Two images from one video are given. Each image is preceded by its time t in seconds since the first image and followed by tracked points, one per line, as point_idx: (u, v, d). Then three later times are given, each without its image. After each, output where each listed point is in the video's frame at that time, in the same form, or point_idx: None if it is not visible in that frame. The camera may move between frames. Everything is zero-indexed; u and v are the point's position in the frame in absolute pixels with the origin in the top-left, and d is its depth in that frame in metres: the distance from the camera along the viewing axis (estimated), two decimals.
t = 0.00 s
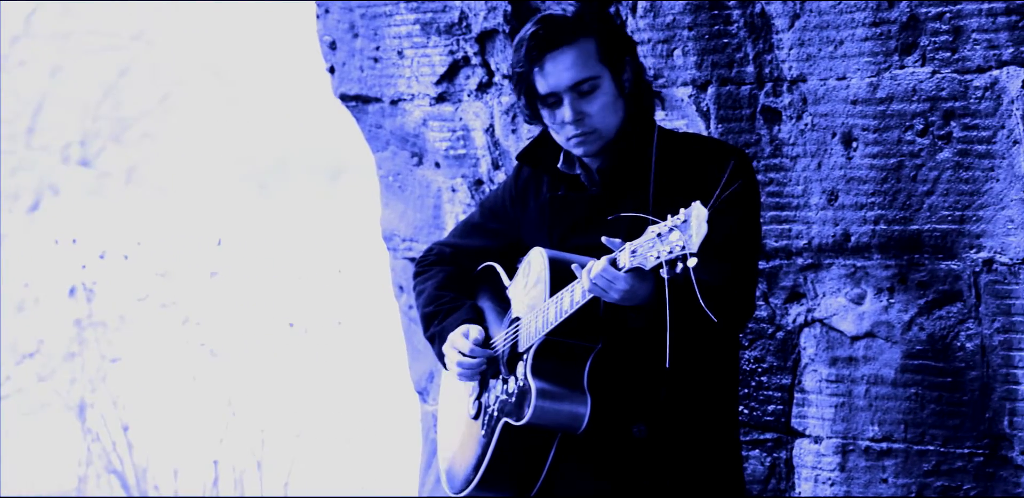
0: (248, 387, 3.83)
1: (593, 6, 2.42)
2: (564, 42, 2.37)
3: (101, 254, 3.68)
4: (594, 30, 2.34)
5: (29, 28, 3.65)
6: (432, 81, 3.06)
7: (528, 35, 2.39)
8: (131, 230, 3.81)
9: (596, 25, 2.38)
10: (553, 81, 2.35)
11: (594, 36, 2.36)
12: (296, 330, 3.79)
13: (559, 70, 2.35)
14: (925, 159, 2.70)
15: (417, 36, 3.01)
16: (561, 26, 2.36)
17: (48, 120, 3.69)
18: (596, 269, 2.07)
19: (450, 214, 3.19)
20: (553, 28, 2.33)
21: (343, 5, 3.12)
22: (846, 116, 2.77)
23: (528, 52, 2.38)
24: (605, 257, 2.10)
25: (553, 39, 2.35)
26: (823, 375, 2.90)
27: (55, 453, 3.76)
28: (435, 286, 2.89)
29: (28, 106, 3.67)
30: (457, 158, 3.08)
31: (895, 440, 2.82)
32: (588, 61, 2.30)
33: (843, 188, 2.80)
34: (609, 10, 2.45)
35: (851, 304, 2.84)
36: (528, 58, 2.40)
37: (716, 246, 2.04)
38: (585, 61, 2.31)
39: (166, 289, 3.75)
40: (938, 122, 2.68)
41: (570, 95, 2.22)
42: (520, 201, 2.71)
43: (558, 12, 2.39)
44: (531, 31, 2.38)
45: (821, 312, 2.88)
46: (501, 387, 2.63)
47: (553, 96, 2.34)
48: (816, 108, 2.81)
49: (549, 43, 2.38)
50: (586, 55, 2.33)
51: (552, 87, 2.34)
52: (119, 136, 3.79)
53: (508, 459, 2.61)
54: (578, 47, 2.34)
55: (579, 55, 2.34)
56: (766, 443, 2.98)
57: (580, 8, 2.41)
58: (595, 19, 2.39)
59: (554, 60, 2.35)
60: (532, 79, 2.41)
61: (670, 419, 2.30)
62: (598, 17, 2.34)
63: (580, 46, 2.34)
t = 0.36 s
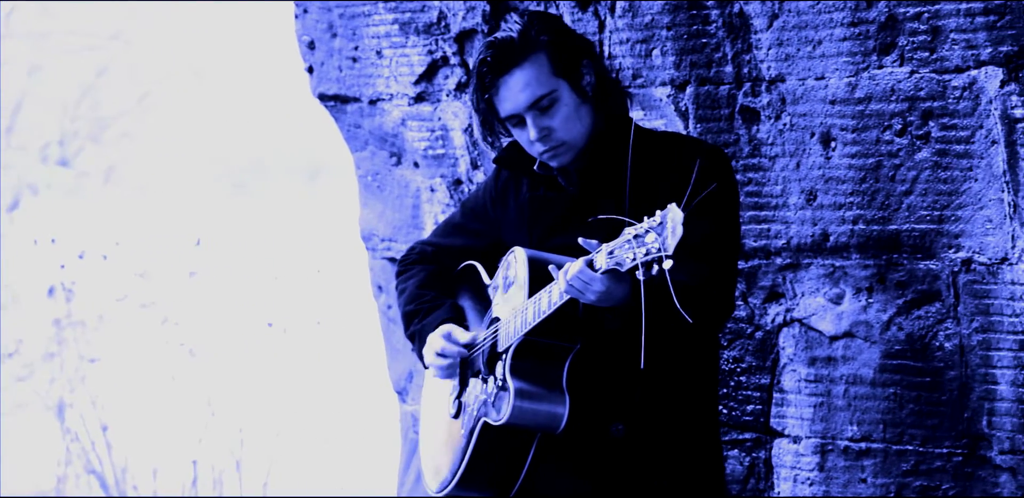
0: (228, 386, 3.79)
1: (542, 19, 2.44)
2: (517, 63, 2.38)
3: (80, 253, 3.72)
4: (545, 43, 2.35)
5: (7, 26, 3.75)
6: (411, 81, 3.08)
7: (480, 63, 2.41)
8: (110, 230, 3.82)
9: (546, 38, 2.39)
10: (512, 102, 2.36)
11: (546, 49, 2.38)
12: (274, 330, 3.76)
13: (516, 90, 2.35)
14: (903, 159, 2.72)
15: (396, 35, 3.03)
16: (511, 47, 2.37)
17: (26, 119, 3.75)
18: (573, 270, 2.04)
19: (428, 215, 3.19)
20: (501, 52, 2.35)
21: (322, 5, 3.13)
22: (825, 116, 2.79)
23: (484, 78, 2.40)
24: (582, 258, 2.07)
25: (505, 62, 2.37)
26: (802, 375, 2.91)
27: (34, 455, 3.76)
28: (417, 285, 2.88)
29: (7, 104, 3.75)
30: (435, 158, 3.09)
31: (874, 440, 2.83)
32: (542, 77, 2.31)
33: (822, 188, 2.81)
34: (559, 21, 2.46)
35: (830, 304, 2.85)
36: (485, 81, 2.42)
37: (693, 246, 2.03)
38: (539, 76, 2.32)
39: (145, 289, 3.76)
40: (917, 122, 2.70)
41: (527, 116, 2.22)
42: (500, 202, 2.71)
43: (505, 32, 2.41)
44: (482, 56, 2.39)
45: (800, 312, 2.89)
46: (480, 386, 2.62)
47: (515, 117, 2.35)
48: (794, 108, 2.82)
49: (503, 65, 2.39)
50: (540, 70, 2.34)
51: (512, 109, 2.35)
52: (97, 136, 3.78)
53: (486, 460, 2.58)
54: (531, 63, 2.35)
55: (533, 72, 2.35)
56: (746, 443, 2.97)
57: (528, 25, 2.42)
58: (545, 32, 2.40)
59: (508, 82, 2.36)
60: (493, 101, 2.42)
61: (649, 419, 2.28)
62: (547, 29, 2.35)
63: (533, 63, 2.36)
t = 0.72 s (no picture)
0: (199, 388, 3.82)
1: (507, 24, 2.42)
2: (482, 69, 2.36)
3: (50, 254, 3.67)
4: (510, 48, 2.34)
5: None
6: (381, 81, 3.09)
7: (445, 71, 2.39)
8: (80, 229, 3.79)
9: (511, 42, 2.37)
10: (479, 109, 2.34)
11: (511, 54, 2.37)
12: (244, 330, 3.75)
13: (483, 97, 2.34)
14: (873, 159, 2.74)
15: (366, 35, 3.05)
16: (476, 53, 2.36)
17: None
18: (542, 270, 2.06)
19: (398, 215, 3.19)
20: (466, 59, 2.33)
21: (291, 5, 3.14)
22: (795, 116, 2.80)
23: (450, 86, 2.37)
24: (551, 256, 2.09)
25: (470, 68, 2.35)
26: (771, 375, 2.92)
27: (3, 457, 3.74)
28: (389, 287, 2.83)
29: None
30: (405, 157, 3.09)
31: (843, 439, 2.84)
32: (508, 82, 2.30)
33: (791, 188, 2.82)
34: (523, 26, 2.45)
35: (799, 304, 2.86)
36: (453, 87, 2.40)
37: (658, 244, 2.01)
38: (505, 81, 2.30)
39: (114, 289, 3.74)
40: (886, 122, 2.72)
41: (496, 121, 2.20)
42: (471, 203, 2.68)
43: (470, 39, 2.39)
44: (448, 63, 2.37)
45: (769, 312, 2.90)
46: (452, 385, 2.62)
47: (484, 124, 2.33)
48: (764, 108, 2.83)
49: (469, 72, 2.38)
50: (507, 75, 2.32)
51: (480, 116, 2.33)
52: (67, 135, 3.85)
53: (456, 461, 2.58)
54: (497, 69, 2.33)
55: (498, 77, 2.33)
56: (715, 443, 2.98)
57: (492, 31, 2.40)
58: (510, 36, 2.39)
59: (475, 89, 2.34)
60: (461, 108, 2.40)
61: (622, 419, 2.26)
62: (511, 34, 2.34)
63: (498, 69, 2.34)
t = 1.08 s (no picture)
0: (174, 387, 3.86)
1: (485, 23, 2.43)
2: (460, 68, 2.37)
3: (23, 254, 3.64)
4: (488, 47, 2.35)
5: None
6: (356, 80, 3.09)
7: (423, 70, 2.39)
8: (54, 230, 3.75)
9: (490, 42, 2.38)
10: (457, 108, 2.35)
11: (489, 53, 2.37)
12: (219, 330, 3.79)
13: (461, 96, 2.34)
14: (848, 159, 2.75)
15: (340, 35, 3.04)
16: (454, 52, 2.36)
17: None
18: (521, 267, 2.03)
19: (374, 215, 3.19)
20: (444, 58, 2.33)
21: (266, 5, 3.14)
22: (769, 116, 2.81)
23: (428, 84, 2.38)
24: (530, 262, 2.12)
25: (448, 67, 2.35)
26: (747, 375, 2.92)
27: None
28: (363, 284, 2.80)
29: None
30: (381, 158, 3.09)
31: (818, 439, 2.85)
32: (486, 81, 2.30)
33: (767, 187, 2.83)
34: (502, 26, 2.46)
35: (774, 304, 2.87)
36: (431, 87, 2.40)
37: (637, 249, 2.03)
38: (484, 80, 2.30)
39: (90, 289, 3.75)
40: (861, 121, 2.73)
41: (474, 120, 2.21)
42: (449, 202, 2.66)
43: (448, 38, 2.40)
44: (426, 62, 2.37)
45: (744, 312, 2.91)
46: (429, 385, 2.60)
47: (462, 122, 2.33)
48: (739, 108, 2.83)
49: (447, 71, 2.38)
50: (485, 74, 2.33)
51: (458, 114, 2.34)
52: (42, 135, 3.84)
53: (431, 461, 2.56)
54: (475, 68, 2.34)
55: (476, 76, 2.34)
56: (690, 443, 2.98)
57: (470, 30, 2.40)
58: (487, 36, 2.39)
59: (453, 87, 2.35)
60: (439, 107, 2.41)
61: (598, 419, 2.26)
62: (490, 33, 2.34)
63: (476, 67, 2.35)
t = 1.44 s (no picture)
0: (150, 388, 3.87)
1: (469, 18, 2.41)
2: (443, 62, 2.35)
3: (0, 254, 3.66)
4: (472, 42, 2.33)
5: None
6: (332, 80, 3.08)
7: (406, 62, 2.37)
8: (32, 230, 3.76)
9: (473, 38, 2.36)
10: (438, 102, 2.33)
11: (472, 48, 2.35)
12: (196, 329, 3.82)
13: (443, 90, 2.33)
14: (823, 159, 2.75)
15: (316, 35, 3.04)
16: (437, 46, 2.34)
17: None
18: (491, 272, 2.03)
19: (350, 215, 3.18)
20: (427, 51, 2.32)
21: (242, 4, 3.14)
22: (745, 116, 2.81)
23: (410, 78, 2.36)
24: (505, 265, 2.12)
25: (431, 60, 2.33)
26: (722, 375, 2.93)
27: None
28: (340, 284, 2.78)
29: None
30: (357, 157, 3.09)
31: (794, 439, 2.86)
32: (468, 76, 2.29)
33: (742, 187, 2.83)
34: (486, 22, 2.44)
35: (750, 304, 2.87)
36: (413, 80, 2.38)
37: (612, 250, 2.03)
38: (466, 76, 2.29)
39: (65, 289, 3.71)
40: (837, 121, 2.74)
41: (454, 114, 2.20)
42: (426, 202, 2.64)
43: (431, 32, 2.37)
44: (409, 56, 2.35)
45: (720, 312, 2.91)
46: (406, 386, 2.59)
47: (443, 116, 2.32)
48: (715, 107, 2.84)
49: (429, 65, 2.36)
50: (467, 69, 2.31)
51: (439, 108, 2.32)
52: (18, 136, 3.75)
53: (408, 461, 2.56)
54: (458, 63, 2.32)
55: (459, 72, 2.32)
56: (666, 443, 2.99)
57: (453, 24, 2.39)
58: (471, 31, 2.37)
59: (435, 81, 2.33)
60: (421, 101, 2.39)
61: (576, 419, 2.26)
62: (474, 28, 2.32)
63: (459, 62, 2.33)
